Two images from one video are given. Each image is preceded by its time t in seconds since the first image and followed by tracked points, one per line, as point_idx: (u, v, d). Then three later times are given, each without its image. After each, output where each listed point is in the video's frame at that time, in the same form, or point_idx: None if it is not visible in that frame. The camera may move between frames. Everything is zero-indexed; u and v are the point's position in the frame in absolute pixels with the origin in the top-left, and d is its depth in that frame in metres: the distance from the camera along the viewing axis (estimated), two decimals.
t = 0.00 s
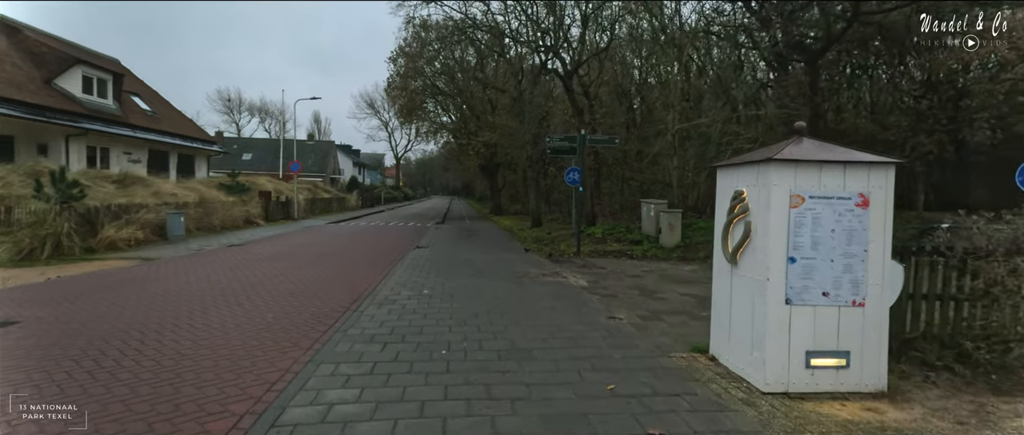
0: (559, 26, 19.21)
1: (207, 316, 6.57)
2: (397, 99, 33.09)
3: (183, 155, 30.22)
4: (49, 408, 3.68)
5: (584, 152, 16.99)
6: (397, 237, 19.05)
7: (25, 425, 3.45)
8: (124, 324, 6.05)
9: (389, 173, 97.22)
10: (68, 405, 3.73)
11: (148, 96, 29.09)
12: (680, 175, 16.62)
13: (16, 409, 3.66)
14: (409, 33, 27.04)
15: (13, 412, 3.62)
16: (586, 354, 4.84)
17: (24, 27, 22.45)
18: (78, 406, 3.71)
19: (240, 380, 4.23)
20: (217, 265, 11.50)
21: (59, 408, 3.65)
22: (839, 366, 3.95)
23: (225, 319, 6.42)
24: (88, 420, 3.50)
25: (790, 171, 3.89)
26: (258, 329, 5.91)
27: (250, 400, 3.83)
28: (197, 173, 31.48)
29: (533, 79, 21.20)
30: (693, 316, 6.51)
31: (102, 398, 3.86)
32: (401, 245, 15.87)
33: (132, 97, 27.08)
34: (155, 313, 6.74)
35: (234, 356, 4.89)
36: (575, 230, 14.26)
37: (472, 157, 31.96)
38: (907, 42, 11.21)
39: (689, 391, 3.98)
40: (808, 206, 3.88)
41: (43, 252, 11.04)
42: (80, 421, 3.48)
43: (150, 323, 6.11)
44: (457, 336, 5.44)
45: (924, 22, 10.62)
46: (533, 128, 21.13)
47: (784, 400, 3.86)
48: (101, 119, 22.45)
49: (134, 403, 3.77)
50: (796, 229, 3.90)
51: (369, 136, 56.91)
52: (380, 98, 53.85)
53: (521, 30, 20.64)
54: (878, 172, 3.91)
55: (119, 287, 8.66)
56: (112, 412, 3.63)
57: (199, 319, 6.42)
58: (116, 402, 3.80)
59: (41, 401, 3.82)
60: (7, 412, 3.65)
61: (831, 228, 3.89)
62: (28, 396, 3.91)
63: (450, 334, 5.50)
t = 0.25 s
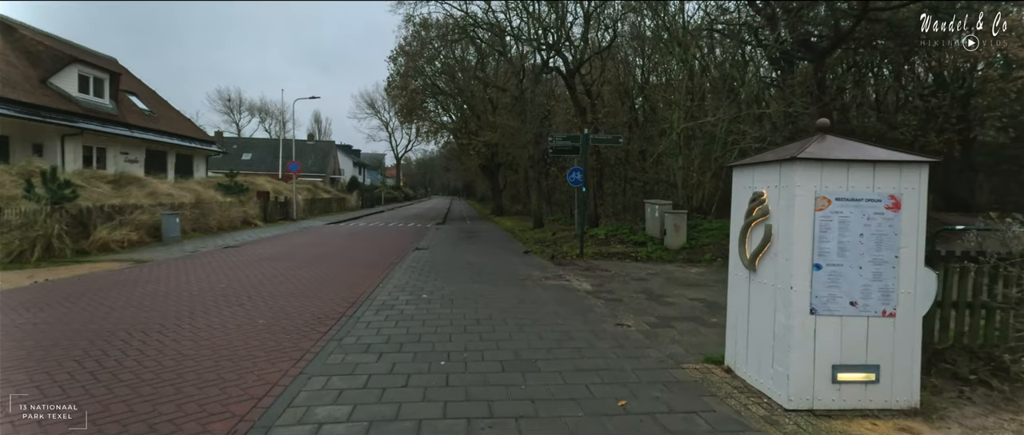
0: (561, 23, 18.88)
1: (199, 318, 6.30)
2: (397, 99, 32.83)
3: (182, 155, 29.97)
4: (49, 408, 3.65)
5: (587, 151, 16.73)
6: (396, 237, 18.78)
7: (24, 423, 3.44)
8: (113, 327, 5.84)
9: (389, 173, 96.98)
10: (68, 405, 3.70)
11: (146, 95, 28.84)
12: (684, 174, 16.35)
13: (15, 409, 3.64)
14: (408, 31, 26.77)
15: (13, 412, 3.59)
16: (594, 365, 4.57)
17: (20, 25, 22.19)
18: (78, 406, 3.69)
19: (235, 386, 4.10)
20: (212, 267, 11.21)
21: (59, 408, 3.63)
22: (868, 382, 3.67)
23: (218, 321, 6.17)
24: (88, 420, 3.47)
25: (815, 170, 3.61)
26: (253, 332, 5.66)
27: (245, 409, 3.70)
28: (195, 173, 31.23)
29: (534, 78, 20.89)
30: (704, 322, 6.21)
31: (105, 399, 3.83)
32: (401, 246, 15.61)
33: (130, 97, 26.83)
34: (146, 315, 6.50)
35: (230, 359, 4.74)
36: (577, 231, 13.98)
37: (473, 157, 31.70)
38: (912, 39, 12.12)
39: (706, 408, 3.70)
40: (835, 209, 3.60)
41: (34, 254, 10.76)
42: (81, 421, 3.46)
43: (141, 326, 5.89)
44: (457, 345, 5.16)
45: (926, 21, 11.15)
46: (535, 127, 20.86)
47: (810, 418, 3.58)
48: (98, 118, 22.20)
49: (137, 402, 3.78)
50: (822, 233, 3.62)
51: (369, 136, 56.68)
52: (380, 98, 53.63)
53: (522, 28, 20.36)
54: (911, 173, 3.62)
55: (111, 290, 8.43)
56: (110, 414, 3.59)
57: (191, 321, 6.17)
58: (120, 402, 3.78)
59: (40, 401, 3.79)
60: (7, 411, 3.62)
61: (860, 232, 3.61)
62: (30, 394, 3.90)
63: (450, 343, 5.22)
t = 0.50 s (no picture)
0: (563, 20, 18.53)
1: (186, 324, 6.03)
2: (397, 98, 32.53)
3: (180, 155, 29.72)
4: (49, 408, 3.69)
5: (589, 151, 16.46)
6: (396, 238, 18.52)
7: (27, 424, 3.46)
8: (94, 335, 5.56)
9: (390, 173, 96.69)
10: (68, 406, 3.73)
11: (143, 94, 28.59)
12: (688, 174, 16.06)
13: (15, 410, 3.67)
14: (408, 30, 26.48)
15: (14, 412, 3.63)
16: (600, 375, 4.30)
17: (15, 23, 21.94)
18: (78, 406, 3.71)
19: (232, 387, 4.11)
20: (206, 268, 10.93)
21: (60, 409, 3.66)
22: (899, 395, 3.40)
23: (205, 328, 5.89)
24: (88, 420, 3.50)
25: (842, 167, 3.34)
26: (239, 340, 5.37)
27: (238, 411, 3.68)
28: (193, 173, 30.98)
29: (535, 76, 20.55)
30: (715, 328, 5.93)
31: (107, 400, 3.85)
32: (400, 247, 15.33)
33: (127, 96, 26.58)
34: (131, 320, 6.23)
35: (217, 366, 4.54)
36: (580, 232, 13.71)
37: (473, 157, 31.38)
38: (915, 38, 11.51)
39: (723, 423, 3.44)
40: (863, 210, 3.33)
41: (22, 255, 10.50)
42: (80, 421, 3.49)
43: (125, 333, 5.61)
44: (454, 353, 4.89)
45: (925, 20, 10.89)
46: (536, 126, 20.59)
47: None
48: (93, 117, 21.96)
49: (136, 400, 3.85)
50: (849, 235, 3.35)
51: (370, 136, 56.37)
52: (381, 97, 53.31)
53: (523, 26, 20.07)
54: (945, 170, 3.35)
55: (99, 293, 8.15)
56: (109, 415, 3.60)
57: (178, 327, 5.90)
58: (118, 402, 3.83)
59: (40, 402, 3.82)
60: (8, 412, 3.65)
61: (890, 234, 3.33)
62: (33, 396, 3.92)
63: (447, 351, 4.94)
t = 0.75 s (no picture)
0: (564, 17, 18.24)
1: (171, 330, 5.75)
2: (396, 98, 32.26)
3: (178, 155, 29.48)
4: (48, 408, 3.67)
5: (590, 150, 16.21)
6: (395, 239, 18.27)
7: (26, 424, 3.44)
8: (72, 342, 5.28)
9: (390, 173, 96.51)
10: (68, 406, 3.72)
11: (140, 93, 28.32)
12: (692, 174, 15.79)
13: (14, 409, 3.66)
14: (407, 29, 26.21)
15: (13, 412, 3.62)
16: (606, 387, 4.03)
17: (9, 21, 21.66)
18: (78, 406, 3.71)
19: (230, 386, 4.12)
20: (198, 270, 10.65)
21: (60, 408, 3.65)
22: (933, 414, 3.13)
23: (191, 334, 5.62)
24: (87, 421, 3.48)
25: (871, 165, 3.07)
26: (225, 348, 5.08)
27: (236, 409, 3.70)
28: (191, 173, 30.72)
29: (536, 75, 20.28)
30: (725, 335, 5.66)
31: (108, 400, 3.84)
32: (398, 248, 15.07)
33: (123, 95, 26.31)
34: (114, 326, 5.94)
35: (199, 378, 4.27)
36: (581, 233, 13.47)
37: (473, 157, 31.14)
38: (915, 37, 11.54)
39: None
40: (894, 211, 3.06)
41: (10, 257, 10.21)
42: (79, 422, 3.46)
43: (104, 341, 5.33)
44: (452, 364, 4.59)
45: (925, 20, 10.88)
46: (536, 125, 20.33)
47: None
48: (89, 116, 21.70)
49: (128, 404, 3.77)
50: (880, 239, 3.07)
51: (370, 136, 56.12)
52: (380, 97, 53.10)
53: (523, 24, 19.79)
54: (985, 168, 3.07)
55: (86, 296, 7.87)
56: (110, 414, 3.59)
57: (162, 333, 5.62)
58: (117, 402, 3.82)
59: (39, 402, 3.80)
60: (8, 411, 3.65)
61: (924, 237, 3.06)
62: (33, 396, 3.90)
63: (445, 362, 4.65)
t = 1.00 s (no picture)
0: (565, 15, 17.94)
1: (154, 339, 5.50)
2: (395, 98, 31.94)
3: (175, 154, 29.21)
4: (50, 408, 3.71)
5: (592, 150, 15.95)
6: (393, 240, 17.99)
7: (28, 424, 3.49)
8: (49, 352, 5.04)
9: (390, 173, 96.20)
10: (69, 406, 3.76)
11: (137, 92, 28.05)
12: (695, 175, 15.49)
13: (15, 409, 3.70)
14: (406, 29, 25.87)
15: (13, 413, 3.65)
16: (611, 402, 3.77)
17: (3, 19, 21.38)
18: (78, 406, 3.74)
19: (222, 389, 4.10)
20: (189, 273, 10.36)
21: (61, 409, 3.68)
22: None
23: (175, 343, 5.37)
24: (89, 421, 3.52)
25: (903, 165, 2.82)
26: (208, 359, 4.83)
27: (228, 414, 3.64)
28: (188, 173, 30.45)
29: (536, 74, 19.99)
30: (735, 343, 5.40)
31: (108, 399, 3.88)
32: (396, 250, 14.79)
33: (120, 94, 26.04)
34: (95, 333, 5.69)
35: (177, 393, 4.00)
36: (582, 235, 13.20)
37: (473, 157, 30.85)
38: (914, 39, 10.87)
39: None
40: (930, 215, 2.80)
41: None
42: (82, 422, 3.51)
43: (83, 350, 5.09)
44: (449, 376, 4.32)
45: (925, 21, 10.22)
46: (537, 125, 20.03)
47: None
48: (84, 116, 21.44)
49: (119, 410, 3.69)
50: (913, 245, 2.81)
51: (369, 136, 55.80)
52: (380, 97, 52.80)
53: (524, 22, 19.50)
54: None
55: (71, 299, 7.61)
56: (111, 414, 3.64)
57: (145, 341, 5.36)
58: (112, 401, 3.85)
59: (39, 402, 3.84)
60: (8, 411, 3.68)
61: (963, 243, 2.79)
62: (32, 397, 3.93)
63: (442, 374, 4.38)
